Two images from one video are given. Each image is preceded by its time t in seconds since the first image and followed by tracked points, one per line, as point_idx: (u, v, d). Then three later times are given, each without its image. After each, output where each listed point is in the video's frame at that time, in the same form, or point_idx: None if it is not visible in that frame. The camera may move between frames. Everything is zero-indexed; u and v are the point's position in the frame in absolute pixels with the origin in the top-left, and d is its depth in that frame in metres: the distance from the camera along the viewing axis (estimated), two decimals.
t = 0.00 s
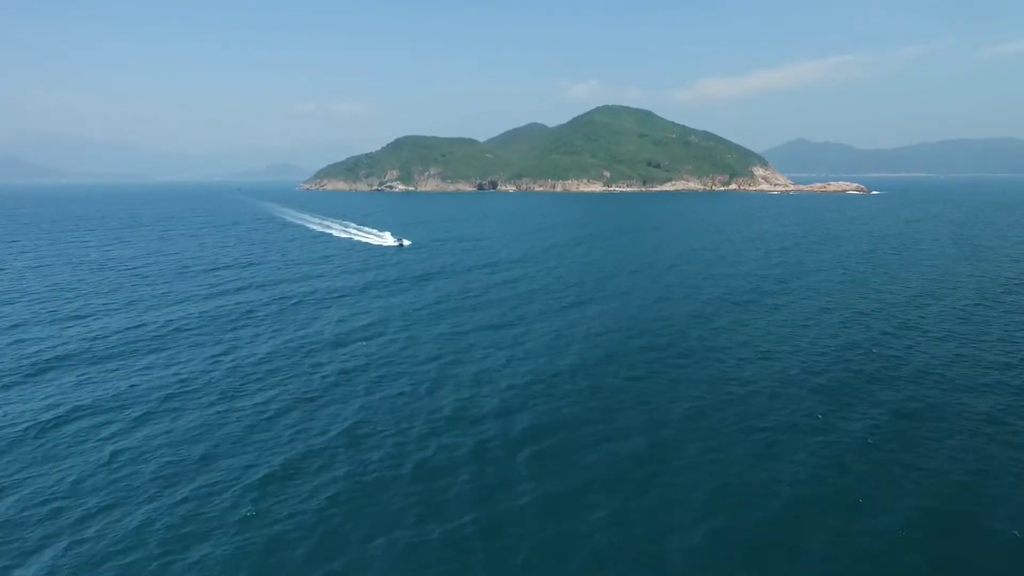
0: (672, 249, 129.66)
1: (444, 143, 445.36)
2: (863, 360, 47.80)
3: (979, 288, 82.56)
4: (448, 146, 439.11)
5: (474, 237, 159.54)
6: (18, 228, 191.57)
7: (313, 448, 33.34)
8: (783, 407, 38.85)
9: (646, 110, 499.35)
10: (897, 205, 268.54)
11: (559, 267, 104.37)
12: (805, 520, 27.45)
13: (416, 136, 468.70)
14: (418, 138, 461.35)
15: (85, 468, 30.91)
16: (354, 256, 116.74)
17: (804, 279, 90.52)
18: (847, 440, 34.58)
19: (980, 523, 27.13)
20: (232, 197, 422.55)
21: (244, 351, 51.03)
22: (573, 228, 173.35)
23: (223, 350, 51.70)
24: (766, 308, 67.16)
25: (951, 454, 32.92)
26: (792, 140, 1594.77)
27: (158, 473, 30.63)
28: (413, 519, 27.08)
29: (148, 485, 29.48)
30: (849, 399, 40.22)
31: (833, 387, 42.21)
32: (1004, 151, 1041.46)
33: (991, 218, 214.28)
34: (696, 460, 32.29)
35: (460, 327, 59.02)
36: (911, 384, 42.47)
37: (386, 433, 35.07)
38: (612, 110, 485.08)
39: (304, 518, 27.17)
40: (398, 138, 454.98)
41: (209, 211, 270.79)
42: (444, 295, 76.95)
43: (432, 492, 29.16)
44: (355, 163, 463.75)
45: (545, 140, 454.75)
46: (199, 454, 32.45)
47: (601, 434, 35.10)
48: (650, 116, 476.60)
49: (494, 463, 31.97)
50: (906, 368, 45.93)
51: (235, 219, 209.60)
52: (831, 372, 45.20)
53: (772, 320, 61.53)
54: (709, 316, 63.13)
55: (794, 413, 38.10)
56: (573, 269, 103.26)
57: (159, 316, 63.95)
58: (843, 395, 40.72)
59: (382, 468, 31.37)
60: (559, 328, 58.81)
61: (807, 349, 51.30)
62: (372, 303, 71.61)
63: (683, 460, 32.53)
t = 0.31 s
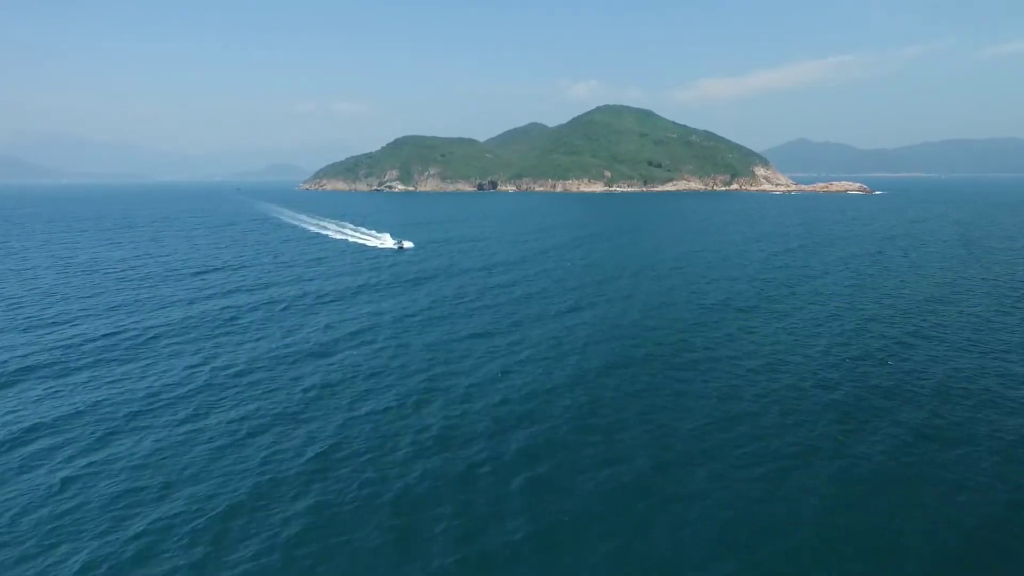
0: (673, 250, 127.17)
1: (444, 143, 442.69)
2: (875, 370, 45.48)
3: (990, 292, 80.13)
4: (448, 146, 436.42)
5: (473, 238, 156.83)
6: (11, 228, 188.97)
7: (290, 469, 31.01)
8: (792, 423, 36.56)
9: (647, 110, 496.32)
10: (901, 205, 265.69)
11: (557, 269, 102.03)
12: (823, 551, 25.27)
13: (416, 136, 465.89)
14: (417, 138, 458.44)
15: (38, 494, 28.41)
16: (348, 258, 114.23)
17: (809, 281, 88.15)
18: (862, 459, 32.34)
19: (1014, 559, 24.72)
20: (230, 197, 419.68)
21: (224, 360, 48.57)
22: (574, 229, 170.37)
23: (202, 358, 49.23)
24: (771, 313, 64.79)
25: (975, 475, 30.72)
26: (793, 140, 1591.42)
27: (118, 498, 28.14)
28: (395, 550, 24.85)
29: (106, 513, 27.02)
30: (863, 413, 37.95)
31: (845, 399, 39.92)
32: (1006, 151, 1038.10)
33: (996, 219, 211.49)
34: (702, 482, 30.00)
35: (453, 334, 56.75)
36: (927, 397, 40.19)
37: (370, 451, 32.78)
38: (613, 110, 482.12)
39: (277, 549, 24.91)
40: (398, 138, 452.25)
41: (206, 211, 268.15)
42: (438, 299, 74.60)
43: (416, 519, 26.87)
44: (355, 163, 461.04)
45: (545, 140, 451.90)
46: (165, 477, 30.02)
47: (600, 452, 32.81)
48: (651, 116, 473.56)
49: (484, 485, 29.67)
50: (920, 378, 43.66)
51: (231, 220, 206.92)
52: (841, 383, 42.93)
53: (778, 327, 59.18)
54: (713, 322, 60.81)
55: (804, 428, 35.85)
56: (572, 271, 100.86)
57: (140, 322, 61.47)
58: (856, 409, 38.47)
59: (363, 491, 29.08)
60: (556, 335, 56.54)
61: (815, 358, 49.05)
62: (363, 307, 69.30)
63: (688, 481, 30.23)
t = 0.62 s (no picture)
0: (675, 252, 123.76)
1: (444, 143, 439.10)
2: (893, 387, 42.31)
3: (1006, 297, 76.74)
4: (448, 146, 432.89)
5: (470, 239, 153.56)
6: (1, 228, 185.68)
7: (249, 505, 27.96)
8: (806, 449, 33.48)
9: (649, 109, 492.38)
10: (906, 205, 261.82)
11: (556, 272, 98.74)
12: None
13: (415, 135, 462.33)
14: (417, 138, 454.72)
15: None
16: (341, 260, 111.04)
17: (817, 285, 84.81)
18: (885, 494, 29.21)
19: None
20: (228, 198, 416.26)
21: (192, 376, 45.51)
22: (573, 230, 167.00)
23: (169, 374, 46.15)
24: (778, 321, 61.55)
25: (1012, 513, 27.59)
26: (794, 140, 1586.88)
27: (49, 545, 25.17)
28: None
29: (31, 563, 23.97)
30: (883, 437, 34.88)
31: (863, 421, 36.79)
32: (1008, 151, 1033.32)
33: (1003, 219, 207.67)
34: (708, 520, 27.02)
35: (442, 344, 53.64)
36: (953, 418, 37.01)
37: (341, 484, 29.77)
38: (614, 109, 478.31)
39: None
40: (397, 137, 448.79)
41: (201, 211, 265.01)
42: (429, 303, 71.38)
43: (387, 564, 23.86)
44: (354, 162, 457.58)
45: (546, 139, 448.30)
46: (105, 516, 27.03)
47: (596, 485, 29.81)
48: (652, 115, 469.46)
49: (466, 523, 26.67)
50: (943, 396, 40.47)
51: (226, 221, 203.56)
52: (857, 401, 39.81)
53: (786, 336, 56.02)
54: (717, 331, 57.61)
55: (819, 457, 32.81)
56: (571, 273, 97.59)
57: (112, 329, 58.38)
58: (875, 432, 35.36)
59: (330, 530, 26.08)
60: (551, 345, 53.37)
61: (828, 371, 45.89)
62: (351, 313, 66.17)
63: (692, 521, 27.21)
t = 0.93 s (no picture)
0: (676, 253, 120.99)
1: (443, 142, 436.39)
2: (911, 403, 39.62)
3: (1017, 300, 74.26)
4: (447, 146, 430.07)
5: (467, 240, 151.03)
6: None
7: (207, 543, 25.35)
8: (820, 481, 30.85)
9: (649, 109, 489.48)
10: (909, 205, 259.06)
11: (554, 274, 96.01)
12: None
13: (415, 135, 459.50)
14: (416, 138, 451.71)
15: None
16: (334, 262, 108.39)
17: (824, 288, 82.01)
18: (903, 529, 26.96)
19: None
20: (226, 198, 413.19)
21: (161, 389, 42.89)
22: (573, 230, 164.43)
23: (138, 386, 43.52)
24: (784, 328, 58.92)
25: None
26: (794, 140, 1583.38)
27: None
28: None
29: None
30: (903, 465, 32.32)
31: (879, 445, 34.26)
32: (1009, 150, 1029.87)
33: (1008, 219, 204.90)
34: (713, 561, 24.62)
35: (433, 352, 51.04)
36: (977, 441, 34.39)
37: (312, 517, 27.31)
38: (614, 109, 475.56)
39: None
40: (397, 137, 446.11)
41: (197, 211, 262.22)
42: (421, 308, 68.68)
43: None
44: (353, 162, 454.73)
45: (545, 139, 445.58)
46: (47, 555, 24.69)
47: (590, 517, 27.56)
48: (652, 115, 466.36)
49: (448, 563, 24.37)
50: (965, 414, 37.84)
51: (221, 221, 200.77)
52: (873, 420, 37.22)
53: (793, 346, 53.39)
54: (721, 339, 54.95)
55: (834, 489, 30.25)
56: (569, 275, 94.90)
57: (88, 336, 55.94)
58: (894, 459, 32.78)
59: (298, 572, 23.76)
60: (547, 354, 50.69)
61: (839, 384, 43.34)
62: (338, 318, 63.56)
63: (695, 560, 24.93)
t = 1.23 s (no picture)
0: (677, 255, 118.26)
1: (443, 142, 433.50)
2: (930, 421, 37.00)
3: None
4: (447, 146, 427.27)
5: (464, 241, 148.33)
6: None
7: None
8: (835, 512, 28.25)
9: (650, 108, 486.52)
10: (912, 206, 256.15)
11: (552, 277, 93.36)
12: None
13: (414, 135, 456.64)
14: (415, 138, 448.98)
15: None
16: (327, 265, 105.81)
17: (830, 292, 79.23)
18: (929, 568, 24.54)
19: None
20: (224, 198, 410.70)
21: (130, 403, 40.35)
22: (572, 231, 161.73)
23: (106, 400, 41.00)
24: (791, 337, 56.24)
25: None
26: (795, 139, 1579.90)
27: None
28: None
29: None
30: (926, 493, 29.70)
31: (899, 470, 31.64)
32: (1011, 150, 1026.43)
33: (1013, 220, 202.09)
34: None
35: (421, 363, 48.44)
36: (1005, 466, 31.76)
37: (280, 556, 24.82)
38: (615, 108, 472.63)
39: None
40: (396, 138, 443.29)
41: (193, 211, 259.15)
42: (412, 313, 66.03)
43: None
44: (352, 162, 451.86)
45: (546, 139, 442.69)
46: None
47: (585, 554, 25.10)
48: (653, 115, 463.23)
49: None
50: (990, 434, 35.19)
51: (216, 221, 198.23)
52: (892, 441, 34.58)
53: (801, 355, 50.73)
54: (725, 348, 52.33)
55: (852, 521, 27.62)
56: (568, 278, 92.27)
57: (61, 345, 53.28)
58: (916, 486, 30.17)
59: None
60: (541, 364, 48.07)
61: (851, 399, 40.70)
62: (325, 324, 61.01)
63: None
